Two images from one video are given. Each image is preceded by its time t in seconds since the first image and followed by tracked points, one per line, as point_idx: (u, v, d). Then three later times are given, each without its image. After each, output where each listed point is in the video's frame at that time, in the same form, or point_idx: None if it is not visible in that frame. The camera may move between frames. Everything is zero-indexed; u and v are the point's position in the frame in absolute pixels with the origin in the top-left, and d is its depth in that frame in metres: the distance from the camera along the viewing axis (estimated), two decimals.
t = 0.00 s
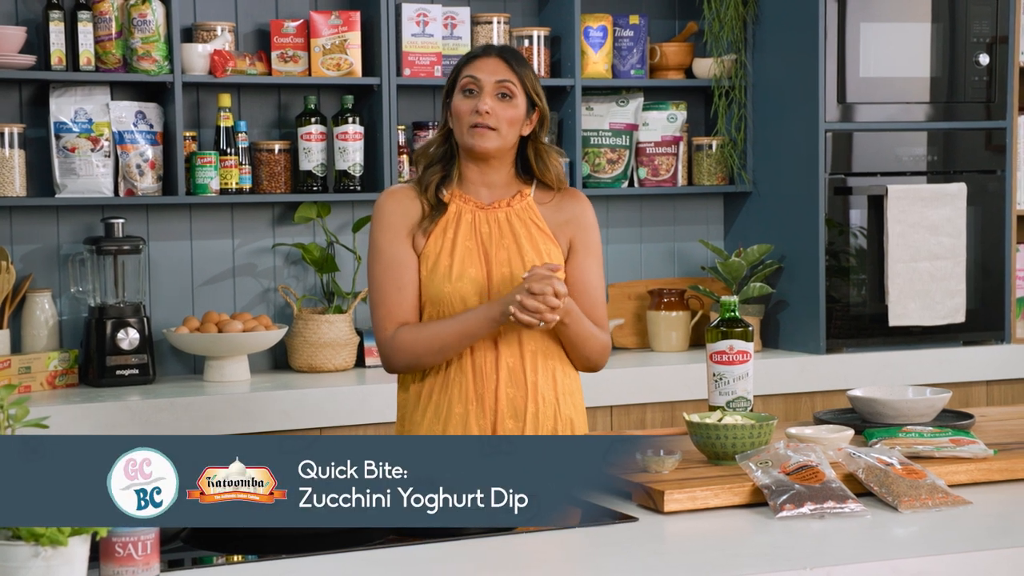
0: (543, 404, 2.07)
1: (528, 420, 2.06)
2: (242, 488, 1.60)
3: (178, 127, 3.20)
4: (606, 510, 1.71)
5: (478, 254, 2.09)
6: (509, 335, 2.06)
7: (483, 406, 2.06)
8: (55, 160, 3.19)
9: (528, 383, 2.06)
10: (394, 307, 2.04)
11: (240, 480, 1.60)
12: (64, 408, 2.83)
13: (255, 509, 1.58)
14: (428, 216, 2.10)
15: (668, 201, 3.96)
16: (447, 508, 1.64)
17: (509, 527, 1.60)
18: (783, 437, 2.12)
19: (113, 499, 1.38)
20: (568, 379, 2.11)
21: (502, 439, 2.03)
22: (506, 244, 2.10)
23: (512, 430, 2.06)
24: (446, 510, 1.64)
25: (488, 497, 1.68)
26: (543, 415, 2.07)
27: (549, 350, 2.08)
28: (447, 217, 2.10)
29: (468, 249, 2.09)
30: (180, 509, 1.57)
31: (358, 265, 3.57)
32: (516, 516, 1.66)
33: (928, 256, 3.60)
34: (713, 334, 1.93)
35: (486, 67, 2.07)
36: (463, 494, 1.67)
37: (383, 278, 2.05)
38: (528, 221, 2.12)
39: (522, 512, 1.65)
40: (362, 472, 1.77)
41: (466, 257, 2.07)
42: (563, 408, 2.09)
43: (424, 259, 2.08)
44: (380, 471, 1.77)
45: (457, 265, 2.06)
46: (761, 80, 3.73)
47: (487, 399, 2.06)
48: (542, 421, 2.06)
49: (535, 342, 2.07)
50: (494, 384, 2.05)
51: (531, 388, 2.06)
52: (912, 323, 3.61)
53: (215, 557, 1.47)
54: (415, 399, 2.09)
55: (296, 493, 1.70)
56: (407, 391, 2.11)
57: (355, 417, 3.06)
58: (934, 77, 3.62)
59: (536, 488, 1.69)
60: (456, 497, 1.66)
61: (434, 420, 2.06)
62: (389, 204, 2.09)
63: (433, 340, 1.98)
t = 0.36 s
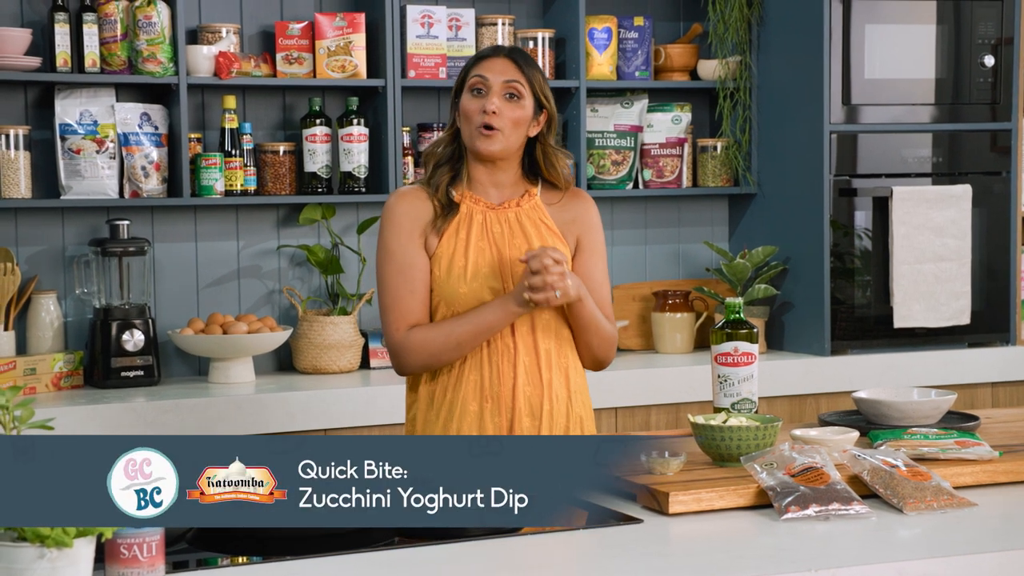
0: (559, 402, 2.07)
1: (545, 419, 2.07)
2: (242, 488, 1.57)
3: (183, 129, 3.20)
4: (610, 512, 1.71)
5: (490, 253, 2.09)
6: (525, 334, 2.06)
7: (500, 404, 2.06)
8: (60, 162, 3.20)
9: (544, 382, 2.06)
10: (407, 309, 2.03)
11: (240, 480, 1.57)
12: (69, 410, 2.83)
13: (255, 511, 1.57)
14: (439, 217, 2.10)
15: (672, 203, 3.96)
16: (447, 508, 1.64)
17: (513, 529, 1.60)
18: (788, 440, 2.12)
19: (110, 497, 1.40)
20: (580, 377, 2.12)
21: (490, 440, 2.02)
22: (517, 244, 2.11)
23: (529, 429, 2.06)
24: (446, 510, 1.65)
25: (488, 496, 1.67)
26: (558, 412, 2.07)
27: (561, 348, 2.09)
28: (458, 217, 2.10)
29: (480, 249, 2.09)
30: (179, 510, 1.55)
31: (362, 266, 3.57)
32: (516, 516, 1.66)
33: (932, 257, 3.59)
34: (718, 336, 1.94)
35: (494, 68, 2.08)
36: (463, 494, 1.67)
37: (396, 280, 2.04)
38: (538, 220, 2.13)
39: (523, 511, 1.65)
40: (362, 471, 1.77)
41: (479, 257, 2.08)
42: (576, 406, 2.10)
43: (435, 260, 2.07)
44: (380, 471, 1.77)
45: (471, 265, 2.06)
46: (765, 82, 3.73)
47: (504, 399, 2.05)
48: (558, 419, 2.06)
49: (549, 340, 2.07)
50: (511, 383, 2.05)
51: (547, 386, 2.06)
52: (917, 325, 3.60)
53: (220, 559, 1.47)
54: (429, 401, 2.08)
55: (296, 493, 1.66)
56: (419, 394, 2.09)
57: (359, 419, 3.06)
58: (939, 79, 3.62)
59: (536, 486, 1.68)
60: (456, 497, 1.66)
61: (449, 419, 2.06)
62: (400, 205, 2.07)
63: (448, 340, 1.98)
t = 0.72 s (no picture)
0: (561, 402, 2.09)
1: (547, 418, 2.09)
2: (242, 488, 1.53)
3: (187, 129, 3.20)
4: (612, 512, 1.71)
5: (493, 255, 2.10)
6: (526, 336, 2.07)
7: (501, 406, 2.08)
8: (64, 162, 3.19)
9: (546, 383, 2.08)
10: (404, 311, 2.03)
11: (241, 480, 1.53)
12: (72, 410, 2.83)
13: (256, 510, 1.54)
14: (444, 219, 2.10)
15: (676, 203, 3.96)
16: (447, 508, 1.64)
17: (516, 530, 1.60)
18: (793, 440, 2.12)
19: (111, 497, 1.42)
20: (584, 377, 2.12)
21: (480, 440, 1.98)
22: (521, 245, 2.11)
23: (531, 429, 2.09)
24: (445, 511, 1.64)
25: (488, 496, 1.65)
26: (561, 413, 2.09)
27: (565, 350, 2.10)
28: (462, 219, 2.10)
29: (483, 251, 2.09)
30: (180, 510, 1.50)
31: (366, 267, 3.57)
32: (515, 516, 1.66)
33: (936, 258, 3.60)
34: (722, 336, 1.93)
35: (499, 71, 2.09)
36: (463, 493, 1.65)
37: (397, 280, 2.05)
38: (543, 222, 2.13)
39: (522, 510, 1.65)
40: (362, 472, 1.65)
41: (482, 257, 2.08)
42: (580, 407, 2.11)
43: (438, 263, 2.08)
44: (380, 471, 1.66)
45: (474, 267, 2.07)
46: (769, 82, 3.73)
47: (505, 400, 2.08)
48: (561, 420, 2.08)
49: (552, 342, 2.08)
50: (512, 384, 2.07)
51: (549, 387, 2.08)
52: (919, 325, 3.60)
53: (224, 559, 1.47)
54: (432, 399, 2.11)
55: (295, 493, 1.60)
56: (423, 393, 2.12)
57: (362, 419, 3.06)
58: (943, 79, 3.62)
59: (536, 485, 1.67)
60: (456, 497, 1.64)
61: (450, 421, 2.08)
62: (404, 207, 2.08)
63: (433, 350, 1.98)
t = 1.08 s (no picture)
0: (570, 398, 2.12)
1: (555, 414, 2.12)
2: (242, 488, 1.53)
3: (188, 126, 3.20)
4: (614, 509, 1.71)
5: (502, 251, 2.13)
6: (535, 331, 2.11)
7: (507, 400, 2.11)
8: (65, 160, 3.19)
9: (555, 378, 2.11)
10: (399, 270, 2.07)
11: (241, 480, 1.52)
12: (73, 407, 2.83)
13: (257, 510, 1.54)
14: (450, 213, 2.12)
15: (677, 200, 3.96)
16: (447, 508, 1.64)
17: (518, 528, 1.61)
18: (794, 436, 2.12)
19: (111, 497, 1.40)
20: (592, 374, 2.16)
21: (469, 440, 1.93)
22: (530, 241, 2.13)
23: (539, 424, 2.11)
24: (446, 510, 1.64)
25: (487, 496, 1.66)
26: (569, 408, 2.12)
27: (573, 346, 2.13)
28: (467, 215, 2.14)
29: (492, 246, 2.12)
30: (180, 509, 1.52)
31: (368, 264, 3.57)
32: (516, 517, 1.64)
33: (937, 255, 3.60)
34: (723, 333, 1.93)
35: (498, 69, 2.10)
36: (463, 493, 1.66)
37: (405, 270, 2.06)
38: (550, 218, 2.16)
39: (522, 510, 1.63)
40: (362, 471, 1.70)
41: (491, 251, 2.11)
42: (587, 403, 2.15)
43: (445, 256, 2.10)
44: (380, 471, 1.72)
45: (483, 261, 2.10)
46: (771, 80, 3.73)
47: (513, 394, 2.10)
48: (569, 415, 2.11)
49: (561, 337, 2.12)
50: (521, 379, 2.10)
51: (558, 384, 2.11)
52: (921, 322, 3.60)
53: (225, 556, 1.47)
54: (437, 393, 2.13)
55: (295, 493, 1.63)
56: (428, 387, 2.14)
57: (363, 416, 3.06)
58: (945, 76, 3.61)
59: (535, 485, 1.65)
60: (456, 497, 1.66)
61: (454, 415, 2.10)
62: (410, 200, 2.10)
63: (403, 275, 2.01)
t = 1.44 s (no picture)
0: (576, 394, 2.14)
1: (563, 412, 2.13)
2: (242, 488, 1.53)
3: (186, 124, 3.19)
4: (613, 507, 1.71)
5: (507, 248, 2.13)
6: (542, 328, 2.12)
7: (514, 398, 2.11)
8: (64, 157, 3.19)
9: (562, 375, 2.13)
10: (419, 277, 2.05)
11: (241, 480, 1.53)
12: (71, 405, 2.83)
13: (257, 510, 1.54)
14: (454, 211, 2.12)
15: (676, 198, 3.96)
16: (447, 508, 1.65)
17: (516, 526, 1.60)
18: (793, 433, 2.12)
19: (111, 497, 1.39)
20: (596, 371, 2.19)
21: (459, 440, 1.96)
22: (533, 238, 2.15)
23: (547, 422, 2.12)
24: (446, 510, 1.64)
25: (488, 496, 1.67)
26: (575, 405, 2.14)
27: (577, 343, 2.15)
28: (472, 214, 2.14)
29: (498, 244, 2.13)
30: (180, 510, 1.53)
31: (366, 262, 3.57)
32: (516, 516, 1.64)
33: (936, 253, 3.60)
34: (722, 331, 1.94)
35: (498, 68, 2.10)
36: (463, 493, 1.67)
37: (415, 268, 2.06)
38: (553, 216, 2.18)
39: (522, 510, 1.63)
40: (362, 472, 1.70)
41: (495, 249, 2.12)
42: (592, 401, 2.17)
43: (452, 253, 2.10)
44: (380, 471, 1.71)
45: (490, 258, 2.11)
46: (770, 77, 3.73)
47: (522, 392, 2.11)
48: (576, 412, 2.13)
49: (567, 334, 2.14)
50: (530, 377, 2.11)
51: (565, 380, 2.13)
52: (919, 320, 3.60)
53: (224, 554, 1.47)
54: (445, 391, 2.13)
55: (296, 493, 1.63)
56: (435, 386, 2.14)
57: (362, 414, 3.06)
58: (943, 74, 3.61)
59: (536, 485, 1.64)
60: (456, 497, 1.66)
61: (462, 413, 2.09)
62: (415, 200, 2.10)
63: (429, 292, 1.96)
